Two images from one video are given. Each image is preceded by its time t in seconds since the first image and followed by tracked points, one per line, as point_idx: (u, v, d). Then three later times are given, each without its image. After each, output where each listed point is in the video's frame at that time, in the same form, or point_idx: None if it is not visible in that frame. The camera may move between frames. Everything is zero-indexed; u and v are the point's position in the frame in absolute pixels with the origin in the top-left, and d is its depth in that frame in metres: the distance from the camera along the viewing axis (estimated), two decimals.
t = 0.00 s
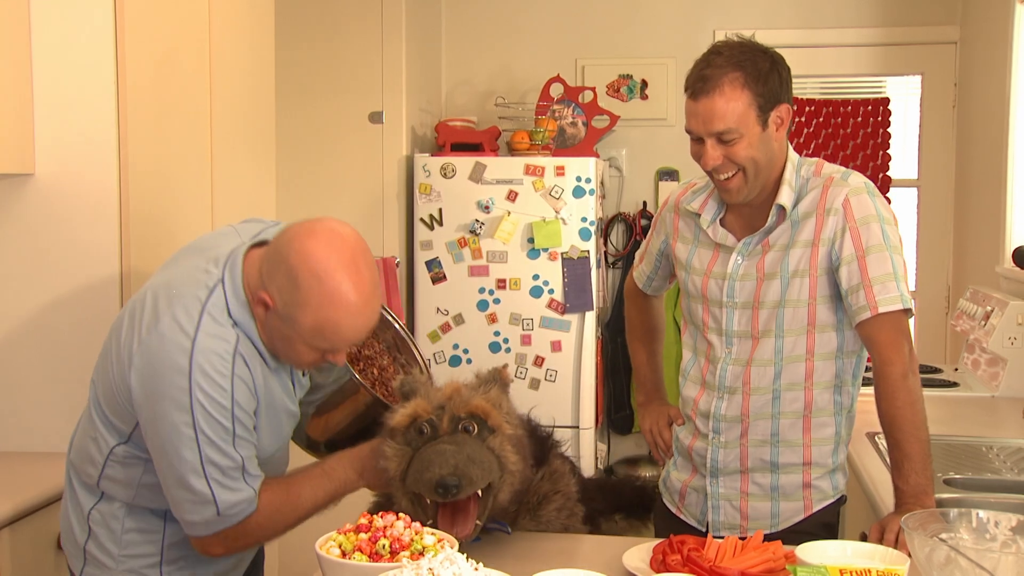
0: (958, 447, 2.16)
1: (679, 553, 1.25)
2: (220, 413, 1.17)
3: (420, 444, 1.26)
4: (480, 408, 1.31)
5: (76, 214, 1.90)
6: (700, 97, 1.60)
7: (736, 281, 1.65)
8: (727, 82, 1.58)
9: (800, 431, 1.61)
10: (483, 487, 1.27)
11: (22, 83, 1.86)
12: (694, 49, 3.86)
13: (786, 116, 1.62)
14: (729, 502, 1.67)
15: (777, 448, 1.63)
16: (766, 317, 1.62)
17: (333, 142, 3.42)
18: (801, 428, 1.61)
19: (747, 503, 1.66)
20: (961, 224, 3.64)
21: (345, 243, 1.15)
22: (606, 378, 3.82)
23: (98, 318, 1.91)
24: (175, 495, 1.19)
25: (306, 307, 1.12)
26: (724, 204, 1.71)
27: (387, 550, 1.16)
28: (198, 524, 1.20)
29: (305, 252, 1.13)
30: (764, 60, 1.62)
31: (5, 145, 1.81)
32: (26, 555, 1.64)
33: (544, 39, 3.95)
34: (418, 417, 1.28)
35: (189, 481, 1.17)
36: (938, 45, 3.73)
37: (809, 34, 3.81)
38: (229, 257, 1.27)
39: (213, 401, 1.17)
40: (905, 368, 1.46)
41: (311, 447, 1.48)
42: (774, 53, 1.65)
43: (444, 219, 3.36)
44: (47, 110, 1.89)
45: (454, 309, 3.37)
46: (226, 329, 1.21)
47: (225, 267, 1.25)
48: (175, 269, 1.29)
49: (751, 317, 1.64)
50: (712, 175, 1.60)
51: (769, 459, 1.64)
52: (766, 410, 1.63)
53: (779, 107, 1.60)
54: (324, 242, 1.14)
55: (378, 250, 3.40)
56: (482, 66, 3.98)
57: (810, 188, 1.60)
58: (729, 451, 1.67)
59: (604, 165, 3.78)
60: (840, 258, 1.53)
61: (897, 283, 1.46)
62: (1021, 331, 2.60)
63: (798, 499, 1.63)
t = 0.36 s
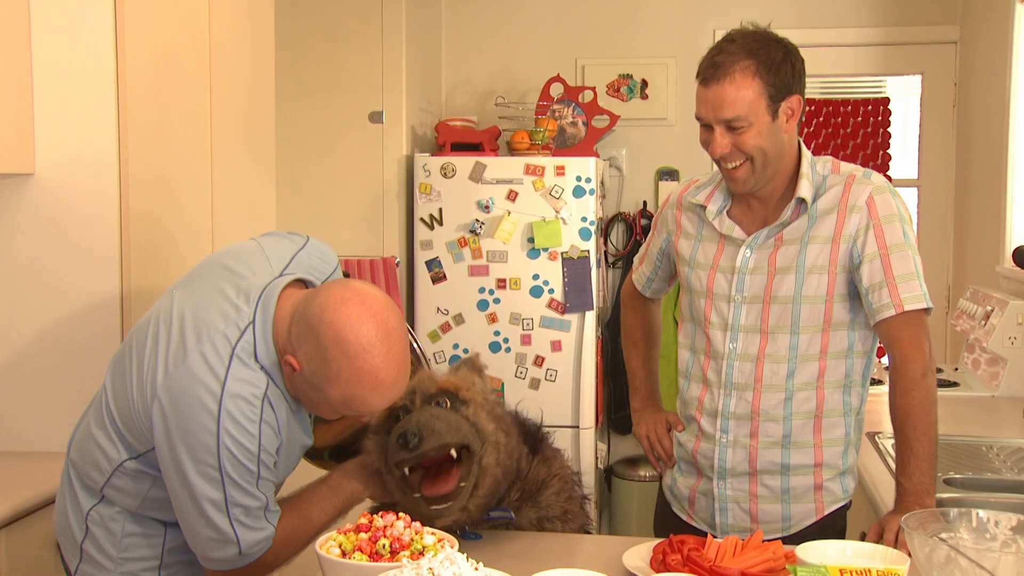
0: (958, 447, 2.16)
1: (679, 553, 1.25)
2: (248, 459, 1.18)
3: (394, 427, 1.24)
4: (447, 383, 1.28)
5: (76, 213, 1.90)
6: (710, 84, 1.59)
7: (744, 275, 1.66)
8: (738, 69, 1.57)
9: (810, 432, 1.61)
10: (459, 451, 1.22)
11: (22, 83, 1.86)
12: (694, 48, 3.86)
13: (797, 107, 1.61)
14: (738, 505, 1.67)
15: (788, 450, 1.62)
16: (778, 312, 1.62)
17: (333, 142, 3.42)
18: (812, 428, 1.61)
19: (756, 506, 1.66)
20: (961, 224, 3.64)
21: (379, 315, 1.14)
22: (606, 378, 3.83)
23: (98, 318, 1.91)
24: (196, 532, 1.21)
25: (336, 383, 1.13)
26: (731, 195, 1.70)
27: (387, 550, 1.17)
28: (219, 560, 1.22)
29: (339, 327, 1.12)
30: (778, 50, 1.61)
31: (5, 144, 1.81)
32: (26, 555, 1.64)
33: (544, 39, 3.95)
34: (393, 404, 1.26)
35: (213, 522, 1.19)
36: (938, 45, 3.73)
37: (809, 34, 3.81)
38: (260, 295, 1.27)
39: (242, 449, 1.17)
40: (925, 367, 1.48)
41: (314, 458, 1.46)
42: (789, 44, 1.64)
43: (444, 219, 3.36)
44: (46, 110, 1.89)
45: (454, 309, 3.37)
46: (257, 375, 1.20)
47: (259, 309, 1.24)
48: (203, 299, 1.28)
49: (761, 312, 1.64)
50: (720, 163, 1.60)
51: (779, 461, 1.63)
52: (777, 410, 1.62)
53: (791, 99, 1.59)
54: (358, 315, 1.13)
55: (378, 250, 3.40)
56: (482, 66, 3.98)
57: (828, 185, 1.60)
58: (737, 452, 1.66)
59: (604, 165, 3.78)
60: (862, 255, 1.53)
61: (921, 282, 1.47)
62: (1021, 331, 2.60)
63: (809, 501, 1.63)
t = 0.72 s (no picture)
0: (957, 447, 2.16)
1: (679, 553, 1.25)
2: (253, 452, 1.18)
3: (405, 421, 1.34)
4: (464, 388, 1.38)
5: (76, 213, 1.90)
6: (717, 77, 1.59)
7: (755, 271, 1.65)
8: (744, 62, 1.56)
9: (827, 430, 1.61)
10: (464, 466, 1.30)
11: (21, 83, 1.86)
12: (694, 48, 3.86)
13: (807, 100, 1.59)
14: (756, 504, 1.67)
15: (805, 448, 1.62)
16: (790, 309, 1.61)
17: (333, 142, 3.42)
18: (828, 426, 1.61)
19: (775, 505, 1.66)
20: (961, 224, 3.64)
21: (381, 302, 1.14)
22: (606, 378, 3.83)
23: (97, 318, 1.91)
24: (205, 530, 1.20)
25: (338, 368, 1.13)
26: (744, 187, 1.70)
27: (387, 550, 1.16)
28: (229, 556, 1.22)
29: (342, 314, 1.12)
30: (788, 42, 1.60)
31: (4, 144, 1.81)
32: (27, 555, 1.64)
33: (543, 39, 3.94)
34: (407, 397, 1.37)
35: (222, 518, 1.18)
36: (938, 45, 3.73)
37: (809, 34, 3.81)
38: (259, 289, 1.27)
39: (247, 441, 1.17)
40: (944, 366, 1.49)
41: (316, 456, 1.49)
42: (799, 36, 1.63)
43: (444, 219, 3.36)
44: (46, 109, 1.89)
45: (454, 309, 3.37)
46: (259, 369, 1.20)
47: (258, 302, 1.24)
48: (200, 295, 1.28)
49: (773, 308, 1.63)
50: (726, 156, 1.59)
51: (797, 458, 1.63)
52: (792, 408, 1.62)
53: (800, 92, 1.58)
54: (361, 303, 1.13)
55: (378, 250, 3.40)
56: (481, 65, 3.98)
57: (841, 180, 1.59)
58: (754, 449, 1.66)
59: (604, 165, 3.78)
60: (877, 254, 1.53)
61: (936, 282, 1.48)
62: (1021, 331, 2.60)
63: (829, 499, 1.63)
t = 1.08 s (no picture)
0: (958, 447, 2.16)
1: (679, 553, 1.25)
2: (245, 431, 1.18)
3: (407, 419, 1.32)
4: (466, 395, 1.37)
5: (76, 212, 1.90)
6: (720, 100, 1.58)
7: (767, 285, 1.65)
8: (745, 86, 1.55)
9: (832, 442, 1.61)
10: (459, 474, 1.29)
11: (22, 85, 1.86)
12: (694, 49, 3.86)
13: (814, 122, 1.57)
14: (762, 510, 1.68)
15: (809, 459, 1.62)
16: (797, 326, 1.61)
17: (333, 142, 3.42)
18: (834, 439, 1.60)
19: (779, 511, 1.67)
20: (961, 223, 3.64)
21: (364, 231, 1.16)
22: (606, 378, 3.83)
23: (97, 317, 1.91)
24: (196, 515, 1.20)
25: (365, 296, 1.14)
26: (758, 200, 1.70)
27: (386, 550, 1.16)
28: (220, 541, 1.21)
29: (339, 251, 1.13)
30: (793, 63, 1.59)
31: (5, 143, 1.81)
32: (27, 555, 1.64)
33: (543, 40, 3.94)
34: (411, 396, 1.35)
35: (213, 502, 1.18)
36: (937, 46, 3.73)
37: (808, 34, 3.81)
38: (247, 269, 1.27)
39: (239, 420, 1.17)
40: (965, 387, 1.47)
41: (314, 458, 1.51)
42: (806, 54, 1.62)
43: (444, 219, 3.36)
44: (47, 109, 1.89)
45: (454, 309, 3.37)
46: (252, 347, 1.21)
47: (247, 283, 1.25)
48: (189, 280, 1.28)
49: (781, 323, 1.63)
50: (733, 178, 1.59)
51: (800, 469, 1.63)
52: (798, 421, 1.62)
53: (806, 113, 1.57)
54: (353, 237, 1.14)
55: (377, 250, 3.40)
56: (481, 66, 3.98)
57: (851, 202, 1.56)
58: (760, 458, 1.67)
59: (604, 166, 3.79)
60: (884, 279, 1.50)
61: (949, 307, 1.45)
62: (1021, 331, 2.60)
63: (831, 509, 1.62)
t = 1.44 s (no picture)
0: (956, 447, 2.16)
1: (678, 552, 1.25)
2: (227, 326, 1.22)
3: (418, 418, 1.36)
4: (481, 405, 1.35)
5: (77, 212, 1.90)
6: (736, 61, 1.60)
7: (755, 273, 1.64)
8: (764, 49, 1.57)
9: (821, 435, 1.59)
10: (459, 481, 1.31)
11: (23, 86, 1.87)
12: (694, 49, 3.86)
13: (824, 94, 1.59)
14: (749, 503, 1.66)
15: (798, 451, 1.60)
16: (786, 312, 1.60)
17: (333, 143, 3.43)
18: (822, 432, 1.59)
19: (767, 505, 1.65)
20: (959, 224, 3.64)
21: (282, 101, 1.32)
22: (605, 378, 3.83)
23: (99, 318, 1.92)
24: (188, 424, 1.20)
25: (302, 143, 1.30)
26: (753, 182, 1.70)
27: (386, 550, 1.17)
28: (216, 449, 1.20)
29: (265, 120, 1.30)
30: (811, 34, 1.60)
31: (7, 144, 1.81)
32: (29, 554, 1.65)
33: (543, 40, 3.95)
34: (425, 395, 1.38)
35: (203, 402, 1.19)
36: (935, 46, 3.74)
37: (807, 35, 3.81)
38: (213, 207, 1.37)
39: (219, 314, 1.22)
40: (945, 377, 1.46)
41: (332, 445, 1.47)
42: (821, 32, 1.64)
43: (444, 219, 3.37)
44: (48, 109, 1.90)
45: (454, 309, 3.38)
46: (224, 252, 1.28)
47: (209, 211, 1.34)
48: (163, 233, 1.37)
49: (770, 310, 1.62)
50: (738, 142, 1.59)
51: (790, 462, 1.61)
52: (785, 411, 1.60)
53: (817, 83, 1.58)
54: (274, 109, 1.30)
55: (377, 250, 3.40)
56: (480, 66, 3.99)
57: (842, 186, 1.58)
58: (749, 449, 1.65)
59: (603, 166, 3.79)
60: (874, 263, 1.50)
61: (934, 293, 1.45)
62: (1019, 331, 2.60)
63: (819, 505, 1.61)
